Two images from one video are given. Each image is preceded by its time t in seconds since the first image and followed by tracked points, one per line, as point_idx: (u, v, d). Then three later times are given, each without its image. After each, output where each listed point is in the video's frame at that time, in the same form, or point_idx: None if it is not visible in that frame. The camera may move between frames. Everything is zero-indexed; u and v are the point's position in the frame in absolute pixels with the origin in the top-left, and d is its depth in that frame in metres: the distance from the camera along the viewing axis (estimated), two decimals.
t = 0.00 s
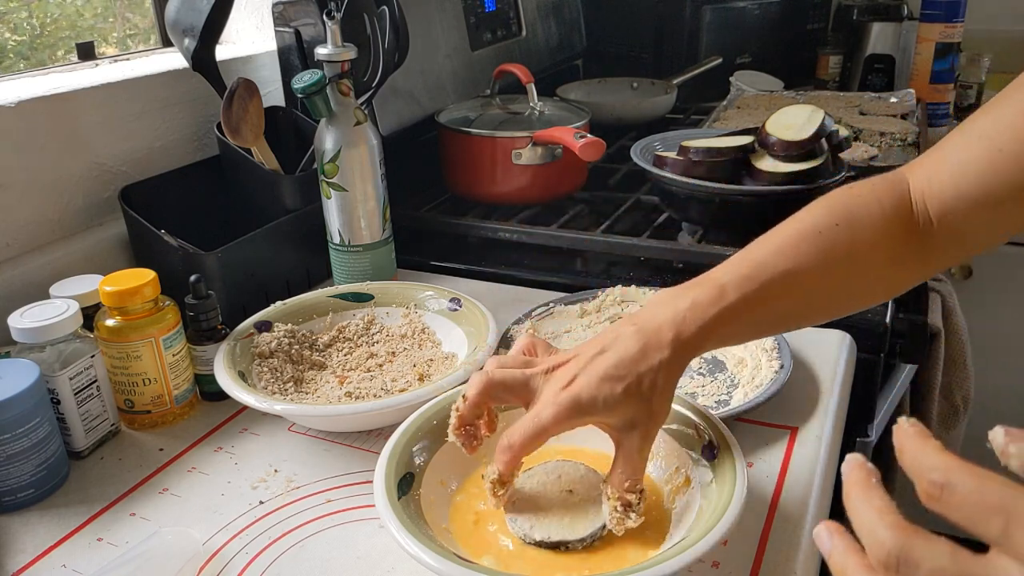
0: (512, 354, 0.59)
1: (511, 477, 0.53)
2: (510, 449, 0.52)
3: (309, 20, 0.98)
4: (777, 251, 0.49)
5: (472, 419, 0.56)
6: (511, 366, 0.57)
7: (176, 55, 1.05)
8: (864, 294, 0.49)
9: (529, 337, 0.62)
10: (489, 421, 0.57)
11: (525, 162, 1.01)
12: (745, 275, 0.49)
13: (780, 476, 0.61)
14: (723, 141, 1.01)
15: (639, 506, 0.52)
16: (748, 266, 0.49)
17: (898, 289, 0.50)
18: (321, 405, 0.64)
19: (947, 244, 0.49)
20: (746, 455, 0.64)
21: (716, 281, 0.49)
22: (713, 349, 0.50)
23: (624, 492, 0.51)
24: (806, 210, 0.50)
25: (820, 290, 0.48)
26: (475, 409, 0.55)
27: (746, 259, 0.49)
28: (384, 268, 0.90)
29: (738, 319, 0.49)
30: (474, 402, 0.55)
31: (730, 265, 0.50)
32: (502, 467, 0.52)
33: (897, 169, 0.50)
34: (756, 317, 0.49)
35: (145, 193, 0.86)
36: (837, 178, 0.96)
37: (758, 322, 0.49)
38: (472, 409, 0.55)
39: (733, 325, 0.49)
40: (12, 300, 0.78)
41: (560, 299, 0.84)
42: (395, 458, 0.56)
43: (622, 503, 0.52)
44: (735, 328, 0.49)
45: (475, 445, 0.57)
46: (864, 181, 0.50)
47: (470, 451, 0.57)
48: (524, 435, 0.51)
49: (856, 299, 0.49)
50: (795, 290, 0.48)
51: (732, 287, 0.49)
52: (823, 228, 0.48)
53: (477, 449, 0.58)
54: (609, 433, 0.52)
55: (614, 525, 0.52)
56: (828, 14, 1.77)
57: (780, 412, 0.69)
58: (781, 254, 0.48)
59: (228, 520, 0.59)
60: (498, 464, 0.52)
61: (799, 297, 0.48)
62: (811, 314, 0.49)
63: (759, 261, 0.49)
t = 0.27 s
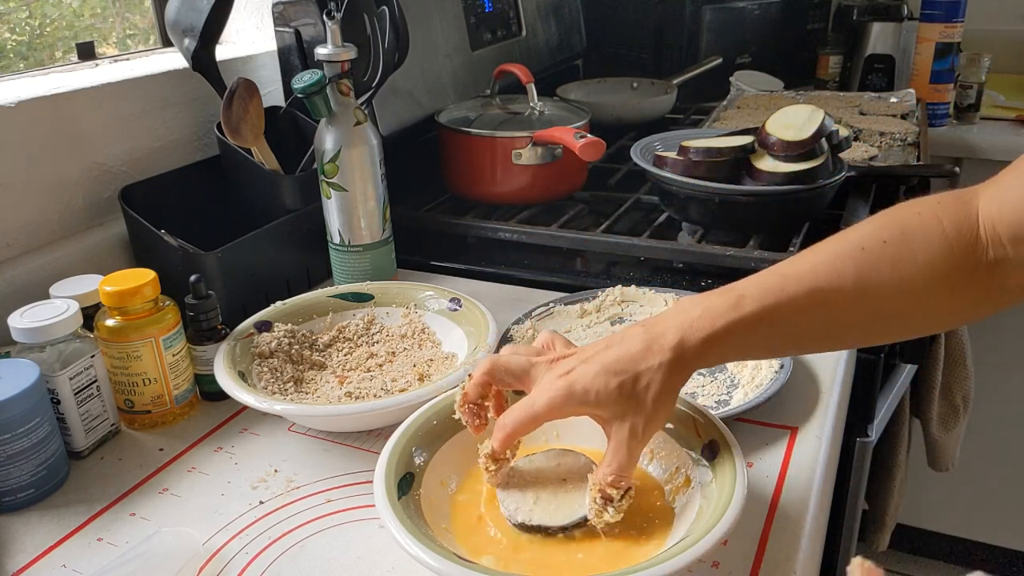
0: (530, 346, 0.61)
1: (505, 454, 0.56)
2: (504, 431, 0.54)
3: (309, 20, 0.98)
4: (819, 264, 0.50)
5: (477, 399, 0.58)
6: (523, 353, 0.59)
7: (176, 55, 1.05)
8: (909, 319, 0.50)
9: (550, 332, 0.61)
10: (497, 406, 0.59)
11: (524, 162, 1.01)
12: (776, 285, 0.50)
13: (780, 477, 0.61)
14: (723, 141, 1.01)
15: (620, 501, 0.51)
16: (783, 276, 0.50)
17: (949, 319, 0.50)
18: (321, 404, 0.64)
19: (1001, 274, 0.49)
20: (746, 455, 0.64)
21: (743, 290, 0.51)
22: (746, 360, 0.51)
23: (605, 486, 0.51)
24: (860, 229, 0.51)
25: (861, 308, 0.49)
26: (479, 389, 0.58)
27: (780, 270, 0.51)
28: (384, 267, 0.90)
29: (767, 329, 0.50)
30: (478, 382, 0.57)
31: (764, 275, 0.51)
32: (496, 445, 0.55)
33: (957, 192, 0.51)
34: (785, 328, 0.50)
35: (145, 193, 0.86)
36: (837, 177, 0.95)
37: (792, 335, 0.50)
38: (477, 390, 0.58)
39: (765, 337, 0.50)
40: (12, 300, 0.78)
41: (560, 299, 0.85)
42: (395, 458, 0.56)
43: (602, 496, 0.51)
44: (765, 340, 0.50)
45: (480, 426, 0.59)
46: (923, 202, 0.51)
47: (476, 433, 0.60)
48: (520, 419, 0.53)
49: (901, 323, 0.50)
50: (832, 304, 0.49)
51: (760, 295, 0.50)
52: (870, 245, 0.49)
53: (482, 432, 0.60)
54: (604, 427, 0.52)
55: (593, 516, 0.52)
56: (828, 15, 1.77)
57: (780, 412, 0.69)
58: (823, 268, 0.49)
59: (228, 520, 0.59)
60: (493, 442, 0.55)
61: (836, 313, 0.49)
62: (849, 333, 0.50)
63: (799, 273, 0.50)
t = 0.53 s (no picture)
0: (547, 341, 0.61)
1: (522, 447, 0.56)
2: (522, 423, 0.54)
3: (309, 20, 0.98)
4: (838, 259, 0.50)
5: (497, 392, 0.59)
6: (541, 348, 0.59)
7: (176, 55, 1.05)
8: (930, 313, 0.50)
9: (569, 326, 0.62)
10: (517, 399, 0.60)
11: (524, 162, 1.01)
12: (793, 280, 0.50)
13: (780, 477, 0.61)
14: (723, 141, 1.01)
15: (644, 495, 0.52)
16: (801, 270, 0.50)
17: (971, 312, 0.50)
18: (321, 404, 0.64)
19: None
20: (746, 455, 0.64)
21: (760, 285, 0.51)
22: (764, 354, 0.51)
23: (627, 480, 0.52)
24: (878, 223, 0.51)
25: (881, 302, 0.49)
26: (500, 382, 0.58)
27: (797, 264, 0.51)
28: (384, 267, 0.90)
29: (786, 323, 0.50)
30: (499, 375, 0.58)
31: (781, 270, 0.51)
32: (514, 437, 0.55)
33: (978, 184, 0.51)
34: (803, 322, 0.50)
35: (145, 193, 0.86)
36: (836, 176, 0.95)
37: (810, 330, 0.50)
38: (497, 382, 0.58)
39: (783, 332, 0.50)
40: (12, 300, 0.78)
41: (560, 299, 0.84)
42: (395, 458, 0.56)
43: (626, 491, 0.52)
44: (783, 334, 0.50)
45: (500, 419, 0.60)
46: (944, 194, 0.51)
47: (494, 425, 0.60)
48: (539, 413, 0.53)
49: (922, 316, 0.50)
50: (851, 298, 0.49)
51: (777, 290, 0.50)
52: (890, 238, 0.49)
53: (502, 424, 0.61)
54: (621, 422, 0.52)
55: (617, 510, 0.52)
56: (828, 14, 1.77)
57: (780, 412, 0.69)
58: (842, 262, 0.50)
59: (228, 520, 0.59)
60: (510, 435, 0.55)
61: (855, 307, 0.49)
62: (867, 326, 0.50)
63: (819, 266, 0.50)
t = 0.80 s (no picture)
0: (531, 345, 0.61)
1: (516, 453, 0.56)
2: (515, 431, 0.54)
3: (309, 20, 0.98)
4: (816, 254, 0.50)
5: (486, 402, 0.58)
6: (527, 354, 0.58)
7: (176, 55, 1.05)
8: (909, 301, 0.50)
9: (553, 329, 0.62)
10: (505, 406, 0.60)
11: (525, 162, 1.01)
12: (774, 276, 0.50)
13: (780, 476, 0.61)
14: (723, 141, 1.01)
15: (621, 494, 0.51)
16: (780, 268, 0.50)
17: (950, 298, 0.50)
18: (321, 404, 0.64)
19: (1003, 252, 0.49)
20: (746, 455, 0.64)
21: (743, 282, 0.51)
22: (748, 350, 0.51)
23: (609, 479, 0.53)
24: (855, 213, 0.51)
25: (861, 294, 0.49)
26: (486, 393, 0.57)
27: (776, 261, 0.51)
28: (384, 267, 0.90)
29: (769, 322, 0.50)
30: (485, 385, 0.57)
31: (761, 268, 0.51)
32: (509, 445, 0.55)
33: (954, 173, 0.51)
34: (785, 319, 0.50)
35: (145, 193, 0.86)
36: (836, 176, 0.95)
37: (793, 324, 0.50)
38: (485, 394, 0.58)
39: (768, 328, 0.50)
40: (13, 300, 0.78)
41: (560, 299, 0.84)
42: (395, 458, 0.56)
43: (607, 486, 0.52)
44: (767, 331, 0.50)
45: (492, 428, 0.60)
46: (918, 184, 0.51)
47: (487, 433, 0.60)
48: (528, 417, 0.53)
49: (902, 305, 0.50)
50: (830, 292, 0.49)
51: (760, 286, 0.50)
52: (866, 231, 0.50)
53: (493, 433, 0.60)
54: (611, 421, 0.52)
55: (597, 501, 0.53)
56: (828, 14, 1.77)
57: (780, 412, 0.69)
58: (821, 256, 0.50)
59: (228, 520, 0.59)
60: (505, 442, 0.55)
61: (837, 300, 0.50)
62: (849, 319, 0.50)
63: (798, 263, 0.50)
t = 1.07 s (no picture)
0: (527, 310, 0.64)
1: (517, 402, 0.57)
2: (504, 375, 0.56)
3: (309, 20, 0.98)
4: (795, 222, 0.53)
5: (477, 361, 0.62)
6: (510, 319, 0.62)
7: (176, 55, 1.05)
8: (872, 283, 0.53)
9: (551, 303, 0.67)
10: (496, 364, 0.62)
11: (525, 162, 1.01)
12: (739, 241, 0.53)
13: (780, 476, 0.61)
14: (723, 141, 1.01)
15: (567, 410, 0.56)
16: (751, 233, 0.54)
17: (911, 293, 0.54)
18: (321, 404, 0.64)
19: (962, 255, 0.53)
20: (747, 455, 0.64)
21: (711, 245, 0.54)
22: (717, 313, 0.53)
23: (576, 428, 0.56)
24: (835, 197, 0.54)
25: (825, 267, 0.52)
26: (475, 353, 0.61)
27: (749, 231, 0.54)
28: (384, 267, 0.90)
29: (734, 280, 0.52)
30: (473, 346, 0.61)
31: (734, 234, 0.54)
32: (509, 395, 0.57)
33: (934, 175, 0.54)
34: (748, 280, 0.52)
35: (145, 193, 0.86)
36: (836, 176, 0.95)
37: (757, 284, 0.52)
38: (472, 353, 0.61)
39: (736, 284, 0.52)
40: (13, 300, 0.78)
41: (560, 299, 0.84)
42: (395, 459, 0.56)
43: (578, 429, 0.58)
44: (733, 288, 0.52)
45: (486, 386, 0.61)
46: (896, 178, 0.54)
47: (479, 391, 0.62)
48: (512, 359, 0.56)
49: (865, 286, 0.53)
50: (794, 260, 0.52)
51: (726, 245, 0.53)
52: (842, 209, 0.53)
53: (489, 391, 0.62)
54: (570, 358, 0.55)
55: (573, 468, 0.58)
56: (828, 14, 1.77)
57: (780, 412, 0.69)
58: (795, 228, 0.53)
59: (228, 520, 0.59)
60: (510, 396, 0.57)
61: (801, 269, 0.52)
62: (811, 294, 0.53)
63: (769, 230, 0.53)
